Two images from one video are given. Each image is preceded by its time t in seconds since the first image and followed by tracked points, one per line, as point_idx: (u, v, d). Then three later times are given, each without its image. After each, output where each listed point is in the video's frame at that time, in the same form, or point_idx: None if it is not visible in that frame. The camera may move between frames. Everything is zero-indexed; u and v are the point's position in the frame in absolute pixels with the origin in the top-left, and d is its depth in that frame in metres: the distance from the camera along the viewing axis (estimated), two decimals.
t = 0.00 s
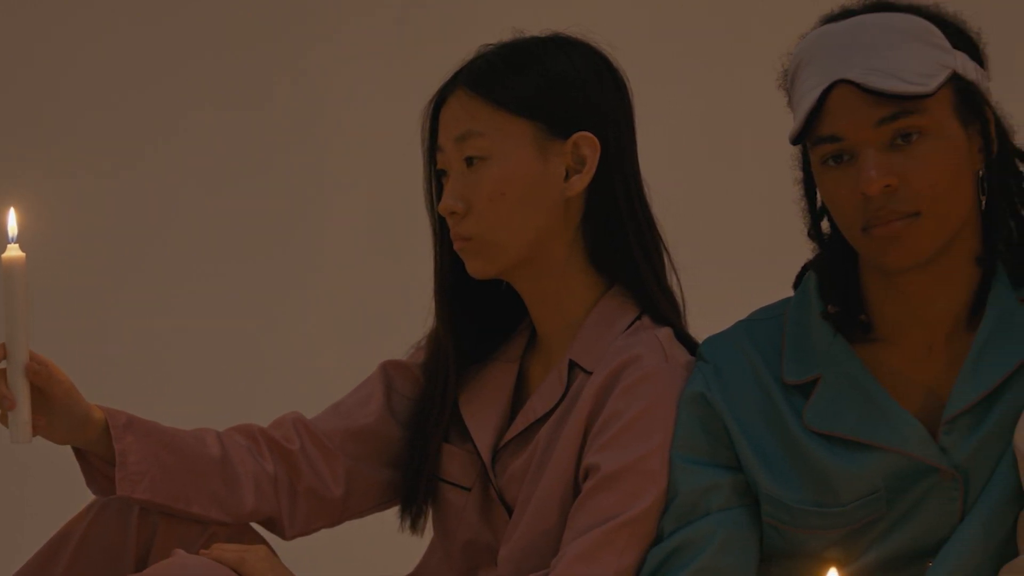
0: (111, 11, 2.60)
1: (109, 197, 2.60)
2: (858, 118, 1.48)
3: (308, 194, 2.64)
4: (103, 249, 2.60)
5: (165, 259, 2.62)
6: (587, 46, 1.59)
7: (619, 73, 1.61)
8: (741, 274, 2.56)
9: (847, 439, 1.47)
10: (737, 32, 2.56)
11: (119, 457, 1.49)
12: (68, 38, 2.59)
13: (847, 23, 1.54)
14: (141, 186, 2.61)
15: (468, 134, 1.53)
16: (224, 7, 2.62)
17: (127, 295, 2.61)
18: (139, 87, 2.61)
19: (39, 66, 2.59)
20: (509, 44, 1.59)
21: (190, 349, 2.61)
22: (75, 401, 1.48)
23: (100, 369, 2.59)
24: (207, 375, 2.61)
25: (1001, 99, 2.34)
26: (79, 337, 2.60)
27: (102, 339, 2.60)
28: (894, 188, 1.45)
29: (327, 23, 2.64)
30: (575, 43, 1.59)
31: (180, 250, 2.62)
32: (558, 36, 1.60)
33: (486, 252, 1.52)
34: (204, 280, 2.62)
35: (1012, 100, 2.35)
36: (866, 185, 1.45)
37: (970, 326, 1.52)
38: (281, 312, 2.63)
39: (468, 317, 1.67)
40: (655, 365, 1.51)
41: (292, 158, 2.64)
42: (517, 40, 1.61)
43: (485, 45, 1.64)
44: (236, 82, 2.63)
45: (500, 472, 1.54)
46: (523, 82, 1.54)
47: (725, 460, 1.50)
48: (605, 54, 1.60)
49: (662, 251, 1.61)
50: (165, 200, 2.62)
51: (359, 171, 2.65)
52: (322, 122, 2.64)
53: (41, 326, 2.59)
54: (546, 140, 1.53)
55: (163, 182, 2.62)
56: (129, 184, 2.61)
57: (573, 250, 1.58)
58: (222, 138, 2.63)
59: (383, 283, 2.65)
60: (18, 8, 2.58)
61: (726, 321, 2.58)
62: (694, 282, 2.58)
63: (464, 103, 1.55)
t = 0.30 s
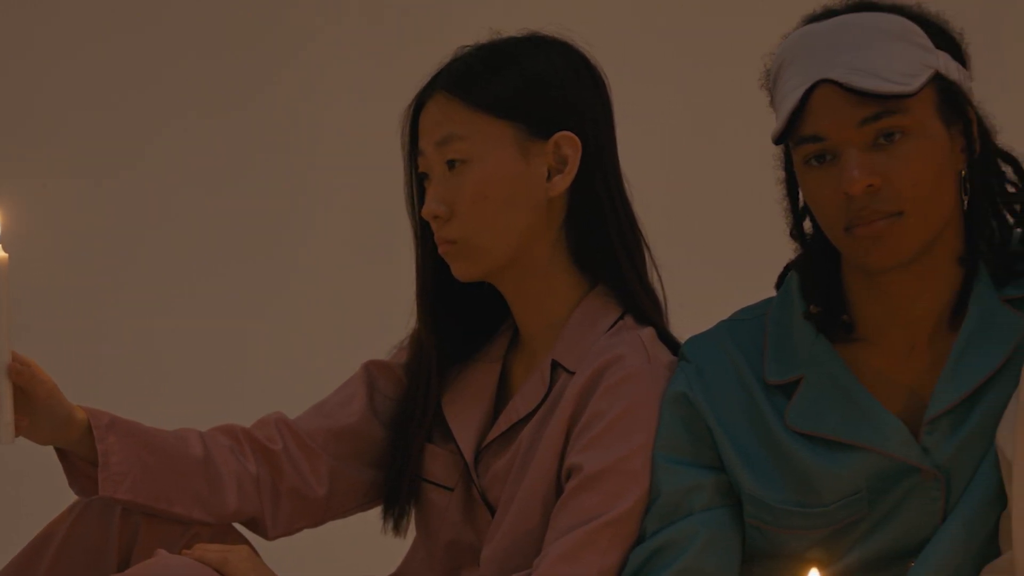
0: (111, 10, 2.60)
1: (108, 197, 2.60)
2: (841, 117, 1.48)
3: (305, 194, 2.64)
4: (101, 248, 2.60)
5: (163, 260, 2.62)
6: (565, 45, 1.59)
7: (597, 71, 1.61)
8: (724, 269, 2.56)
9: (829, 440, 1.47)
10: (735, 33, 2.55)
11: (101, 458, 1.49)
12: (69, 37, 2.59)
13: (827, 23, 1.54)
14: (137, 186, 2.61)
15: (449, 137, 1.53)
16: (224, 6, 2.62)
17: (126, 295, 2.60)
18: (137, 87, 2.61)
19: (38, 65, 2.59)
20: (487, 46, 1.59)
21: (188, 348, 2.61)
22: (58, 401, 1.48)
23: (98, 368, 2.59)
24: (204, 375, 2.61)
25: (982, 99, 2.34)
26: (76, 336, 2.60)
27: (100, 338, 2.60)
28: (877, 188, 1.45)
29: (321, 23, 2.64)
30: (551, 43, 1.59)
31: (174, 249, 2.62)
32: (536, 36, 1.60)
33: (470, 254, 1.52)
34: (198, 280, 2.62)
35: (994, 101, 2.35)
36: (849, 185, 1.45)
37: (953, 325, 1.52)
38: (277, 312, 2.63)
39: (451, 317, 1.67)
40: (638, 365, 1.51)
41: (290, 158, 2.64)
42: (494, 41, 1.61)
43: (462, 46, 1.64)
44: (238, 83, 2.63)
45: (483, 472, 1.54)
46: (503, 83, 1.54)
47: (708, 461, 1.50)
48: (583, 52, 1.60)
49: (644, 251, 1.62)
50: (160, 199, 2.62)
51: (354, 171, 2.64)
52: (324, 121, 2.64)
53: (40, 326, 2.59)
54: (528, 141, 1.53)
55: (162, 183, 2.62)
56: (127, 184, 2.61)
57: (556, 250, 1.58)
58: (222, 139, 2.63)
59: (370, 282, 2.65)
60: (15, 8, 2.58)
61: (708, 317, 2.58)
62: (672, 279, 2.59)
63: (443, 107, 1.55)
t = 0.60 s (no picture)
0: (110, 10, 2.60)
1: (108, 197, 2.59)
2: (826, 117, 1.48)
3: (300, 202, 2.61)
4: (100, 248, 2.58)
5: (161, 262, 2.59)
6: (541, 43, 1.60)
7: (575, 68, 1.61)
8: (714, 268, 2.50)
9: (814, 440, 1.47)
10: (737, 33, 2.49)
11: (87, 458, 1.49)
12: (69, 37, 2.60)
13: (811, 23, 1.54)
14: (137, 185, 2.59)
15: (431, 141, 1.52)
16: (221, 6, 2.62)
17: (132, 296, 2.58)
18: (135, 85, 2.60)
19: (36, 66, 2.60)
20: (465, 47, 1.58)
21: (188, 348, 2.57)
22: (43, 401, 1.48)
23: (98, 369, 2.55)
24: (214, 374, 2.57)
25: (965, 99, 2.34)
26: (79, 337, 2.57)
27: (100, 339, 2.56)
28: (862, 188, 1.45)
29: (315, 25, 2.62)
30: (529, 42, 1.60)
31: (174, 248, 2.59)
32: (513, 36, 1.60)
33: (455, 257, 1.51)
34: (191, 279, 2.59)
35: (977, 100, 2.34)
36: (834, 185, 1.45)
37: (938, 325, 1.52)
38: (281, 315, 2.59)
39: (436, 317, 1.67)
40: (622, 365, 1.51)
41: (292, 159, 2.61)
42: (473, 42, 1.61)
43: (441, 48, 1.64)
44: (236, 86, 2.61)
45: (467, 473, 1.54)
46: (483, 85, 1.53)
47: (693, 461, 1.50)
48: (560, 49, 1.60)
49: (626, 248, 1.62)
50: (160, 199, 2.59)
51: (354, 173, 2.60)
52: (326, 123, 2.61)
53: (43, 327, 2.57)
54: (510, 141, 1.52)
55: (163, 183, 2.60)
56: (126, 184, 2.59)
57: (541, 250, 1.58)
58: (223, 138, 2.61)
59: (359, 283, 2.60)
60: (15, 8, 2.59)
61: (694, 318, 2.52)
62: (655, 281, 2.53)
63: (423, 110, 1.54)
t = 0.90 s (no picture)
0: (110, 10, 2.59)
1: (108, 198, 2.58)
2: (807, 117, 1.48)
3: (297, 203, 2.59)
4: (99, 248, 2.57)
5: (161, 262, 2.58)
6: (515, 43, 1.58)
7: (551, 68, 1.59)
8: (698, 267, 2.48)
9: (795, 439, 1.47)
10: (734, 32, 2.47)
11: (70, 458, 1.49)
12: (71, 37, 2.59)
13: (793, 23, 1.53)
14: (138, 185, 2.59)
15: (408, 146, 1.51)
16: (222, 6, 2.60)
17: (130, 297, 2.57)
18: (134, 83, 2.59)
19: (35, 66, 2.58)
20: (438, 49, 1.56)
21: (186, 348, 2.57)
22: (28, 401, 1.48)
23: (95, 369, 2.55)
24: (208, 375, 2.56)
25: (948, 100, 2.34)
26: (77, 337, 2.57)
27: (98, 339, 2.56)
28: (843, 188, 1.45)
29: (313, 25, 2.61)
30: (503, 42, 1.58)
31: (173, 249, 2.58)
32: (486, 36, 1.59)
33: (438, 261, 1.50)
34: (192, 278, 2.58)
35: (960, 101, 2.34)
36: (816, 185, 1.45)
37: (919, 325, 1.52)
38: (279, 315, 2.59)
39: (417, 318, 1.67)
40: (604, 365, 1.51)
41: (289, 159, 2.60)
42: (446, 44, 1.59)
43: (413, 50, 1.62)
44: (235, 85, 2.60)
45: (449, 473, 1.54)
46: (456, 88, 1.52)
47: (675, 461, 1.50)
48: (535, 48, 1.59)
49: (604, 245, 1.61)
50: (160, 200, 2.58)
51: (351, 173, 2.58)
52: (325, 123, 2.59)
53: (44, 326, 2.57)
54: (487, 143, 1.51)
55: (163, 183, 2.59)
56: (125, 185, 2.59)
57: (521, 250, 1.57)
58: (223, 138, 2.59)
59: (351, 283, 2.60)
60: (15, 8, 2.58)
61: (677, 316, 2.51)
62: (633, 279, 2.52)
63: (398, 115, 1.53)
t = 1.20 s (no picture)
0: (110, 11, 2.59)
1: (108, 198, 2.58)
2: (791, 117, 1.48)
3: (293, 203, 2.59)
4: (99, 247, 2.58)
5: (161, 262, 2.58)
6: (492, 42, 1.57)
7: (530, 67, 1.58)
8: (692, 267, 2.48)
9: (779, 439, 1.47)
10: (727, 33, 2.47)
11: (54, 458, 1.48)
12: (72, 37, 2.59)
13: (776, 23, 1.53)
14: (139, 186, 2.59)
15: (387, 148, 1.49)
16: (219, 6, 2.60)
17: (130, 297, 2.58)
18: (134, 83, 2.59)
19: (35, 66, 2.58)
20: (415, 52, 1.55)
21: (184, 348, 2.57)
22: (12, 401, 1.47)
23: (96, 369, 2.56)
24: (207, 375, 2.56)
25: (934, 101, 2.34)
26: (78, 337, 2.57)
27: (98, 339, 2.57)
28: (827, 187, 1.46)
29: (308, 25, 2.60)
30: (480, 43, 1.57)
31: (173, 249, 2.58)
32: (463, 37, 1.57)
33: (421, 263, 1.49)
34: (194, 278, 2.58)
35: (946, 102, 2.35)
36: (799, 185, 1.45)
37: (902, 325, 1.52)
38: (276, 316, 2.59)
39: (400, 319, 1.66)
40: (587, 365, 1.51)
41: (287, 159, 2.58)
42: (423, 45, 1.58)
43: (390, 53, 1.61)
44: (233, 86, 2.60)
45: (433, 473, 1.54)
46: (435, 90, 1.50)
47: (659, 461, 1.50)
48: (512, 48, 1.58)
49: (585, 243, 1.61)
50: (160, 200, 2.58)
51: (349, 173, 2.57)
52: (325, 122, 2.58)
53: (46, 326, 2.57)
54: (466, 143, 1.50)
55: (161, 184, 2.59)
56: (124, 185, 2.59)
57: (504, 250, 1.57)
58: (223, 138, 2.59)
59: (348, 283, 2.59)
60: (17, 8, 2.59)
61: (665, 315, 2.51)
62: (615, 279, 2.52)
63: (377, 118, 1.51)
